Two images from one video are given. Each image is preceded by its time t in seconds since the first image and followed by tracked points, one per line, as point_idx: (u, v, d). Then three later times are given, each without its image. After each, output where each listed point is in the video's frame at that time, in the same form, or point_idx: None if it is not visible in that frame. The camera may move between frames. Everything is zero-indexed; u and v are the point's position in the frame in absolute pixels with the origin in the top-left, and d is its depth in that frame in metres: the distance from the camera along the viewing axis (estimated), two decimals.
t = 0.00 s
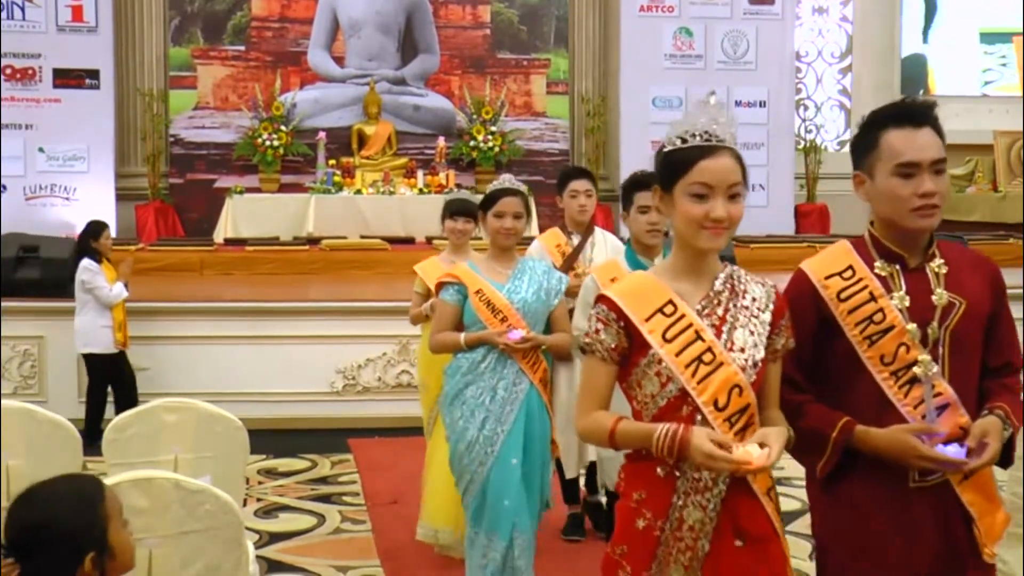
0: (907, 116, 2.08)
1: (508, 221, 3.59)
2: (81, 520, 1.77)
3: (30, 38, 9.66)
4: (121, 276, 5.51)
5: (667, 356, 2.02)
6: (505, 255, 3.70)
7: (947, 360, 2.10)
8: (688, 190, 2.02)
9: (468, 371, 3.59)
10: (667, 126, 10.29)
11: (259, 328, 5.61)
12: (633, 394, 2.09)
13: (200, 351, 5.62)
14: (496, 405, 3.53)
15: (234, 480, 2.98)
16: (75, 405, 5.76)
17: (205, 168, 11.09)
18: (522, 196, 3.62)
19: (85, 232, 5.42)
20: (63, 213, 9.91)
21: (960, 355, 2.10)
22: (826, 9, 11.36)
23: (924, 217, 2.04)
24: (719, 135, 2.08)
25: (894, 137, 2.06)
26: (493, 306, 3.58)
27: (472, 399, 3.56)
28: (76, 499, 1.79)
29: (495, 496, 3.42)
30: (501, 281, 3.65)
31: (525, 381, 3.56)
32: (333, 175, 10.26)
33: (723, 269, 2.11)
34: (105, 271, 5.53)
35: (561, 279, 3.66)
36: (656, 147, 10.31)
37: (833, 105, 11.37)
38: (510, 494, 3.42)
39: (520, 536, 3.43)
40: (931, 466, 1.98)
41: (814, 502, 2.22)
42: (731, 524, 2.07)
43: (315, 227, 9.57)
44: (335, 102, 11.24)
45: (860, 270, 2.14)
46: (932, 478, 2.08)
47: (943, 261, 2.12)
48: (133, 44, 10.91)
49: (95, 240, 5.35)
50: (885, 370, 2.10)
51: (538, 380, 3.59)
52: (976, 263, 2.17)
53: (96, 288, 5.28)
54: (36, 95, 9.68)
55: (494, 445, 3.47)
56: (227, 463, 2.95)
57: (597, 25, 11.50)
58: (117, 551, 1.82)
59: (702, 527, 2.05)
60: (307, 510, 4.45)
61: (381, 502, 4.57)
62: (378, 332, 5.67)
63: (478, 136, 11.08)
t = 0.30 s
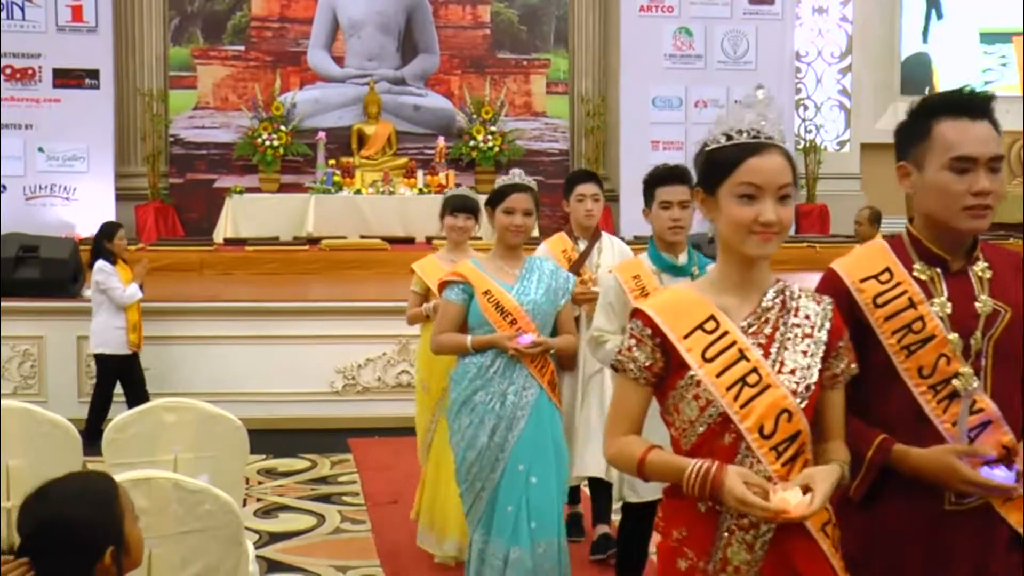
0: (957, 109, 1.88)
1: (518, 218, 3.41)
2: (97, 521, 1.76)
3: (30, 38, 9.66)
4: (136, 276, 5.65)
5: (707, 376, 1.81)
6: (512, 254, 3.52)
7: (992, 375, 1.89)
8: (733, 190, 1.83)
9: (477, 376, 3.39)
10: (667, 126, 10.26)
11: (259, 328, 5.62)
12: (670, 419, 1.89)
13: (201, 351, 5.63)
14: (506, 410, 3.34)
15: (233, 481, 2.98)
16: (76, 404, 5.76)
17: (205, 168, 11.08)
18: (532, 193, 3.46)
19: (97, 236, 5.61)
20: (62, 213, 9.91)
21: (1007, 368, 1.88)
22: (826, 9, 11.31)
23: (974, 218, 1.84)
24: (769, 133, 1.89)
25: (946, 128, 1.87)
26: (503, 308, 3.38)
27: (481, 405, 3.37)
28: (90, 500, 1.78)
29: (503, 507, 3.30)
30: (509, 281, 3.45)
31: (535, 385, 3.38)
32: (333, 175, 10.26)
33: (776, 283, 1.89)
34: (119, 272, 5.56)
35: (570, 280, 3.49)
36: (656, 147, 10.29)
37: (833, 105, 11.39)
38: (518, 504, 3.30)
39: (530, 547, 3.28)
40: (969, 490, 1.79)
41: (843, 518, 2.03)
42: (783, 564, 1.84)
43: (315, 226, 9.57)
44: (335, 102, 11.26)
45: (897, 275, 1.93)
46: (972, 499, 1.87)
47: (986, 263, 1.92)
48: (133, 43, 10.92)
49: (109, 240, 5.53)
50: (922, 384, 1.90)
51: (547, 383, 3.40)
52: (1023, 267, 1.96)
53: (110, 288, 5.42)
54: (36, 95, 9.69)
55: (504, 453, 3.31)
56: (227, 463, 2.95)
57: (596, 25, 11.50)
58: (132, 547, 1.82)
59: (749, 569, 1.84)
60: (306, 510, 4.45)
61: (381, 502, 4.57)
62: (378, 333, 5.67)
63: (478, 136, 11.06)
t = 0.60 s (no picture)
0: None
1: (531, 229, 3.35)
2: (105, 522, 1.75)
3: (29, 38, 9.65)
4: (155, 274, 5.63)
5: (753, 386, 1.68)
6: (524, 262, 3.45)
7: None
8: (780, 185, 1.68)
9: (490, 394, 3.34)
10: (667, 126, 10.28)
11: (260, 328, 5.62)
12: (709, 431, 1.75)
13: (202, 351, 5.64)
14: (522, 429, 3.30)
15: (233, 482, 2.98)
16: (76, 404, 5.76)
17: (205, 168, 11.07)
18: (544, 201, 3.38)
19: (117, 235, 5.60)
20: (62, 213, 9.90)
21: None
22: (825, 9, 10.89)
23: None
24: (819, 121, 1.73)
25: None
26: (515, 321, 3.33)
27: (496, 424, 3.32)
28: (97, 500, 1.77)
29: (524, 529, 3.27)
30: (521, 292, 3.39)
31: (552, 400, 3.33)
32: (333, 175, 10.28)
33: (824, 281, 1.75)
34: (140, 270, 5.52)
35: (584, 291, 3.42)
36: (656, 147, 10.30)
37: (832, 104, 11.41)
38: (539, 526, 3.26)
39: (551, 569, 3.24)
40: None
41: (913, 550, 1.84)
42: None
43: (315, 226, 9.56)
44: (335, 103, 11.27)
45: (977, 291, 1.75)
46: None
47: None
48: (134, 43, 10.92)
49: (129, 239, 5.52)
50: (1005, 414, 1.71)
51: (565, 399, 3.35)
52: None
53: (130, 288, 5.39)
54: (36, 95, 9.69)
55: (522, 473, 3.28)
56: (227, 463, 2.95)
57: (597, 25, 11.49)
58: (142, 545, 1.81)
59: None
60: (307, 510, 4.46)
61: (381, 502, 4.57)
62: (378, 333, 5.68)
63: (478, 136, 11.09)
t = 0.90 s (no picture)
0: None
1: (547, 224, 3.24)
2: (108, 523, 1.75)
3: (30, 38, 9.64)
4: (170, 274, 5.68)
5: (816, 425, 1.46)
6: (540, 261, 3.31)
7: None
8: (834, 194, 1.47)
9: (505, 398, 3.20)
10: (667, 126, 10.29)
11: (260, 328, 5.62)
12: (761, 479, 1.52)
13: (203, 351, 5.65)
14: (538, 433, 3.16)
15: (233, 482, 2.98)
16: (77, 404, 5.74)
17: (205, 168, 11.06)
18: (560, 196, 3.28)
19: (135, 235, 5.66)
20: (63, 212, 9.90)
21: None
22: (825, 9, 10.81)
23: None
24: (872, 124, 1.54)
25: None
26: (529, 320, 3.21)
27: (511, 428, 3.19)
28: (101, 501, 1.77)
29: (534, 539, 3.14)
30: (538, 291, 3.26)
31: (569, 403, 3.19)
32: (333, 175, 10.29)
33: (881, 307, 1.54)
34: (153, 270, 5.55)
35: (604, 287, 3.26)
36: (655, 147, 10.30)
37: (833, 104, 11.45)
38: (552, 536, 3.12)
39: None
40: None
41: None
42: None
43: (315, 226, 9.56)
44: (335, 103, 11.27)
45: None
46: None
47: None
48: (134, 42, 10.90)
49: (145, 239, 5.58)
50: None
51: (583, 402, 3.20)
52: None
53: (143, 286, 5.44)
54: (36, 95, 9.69)
55: (535, 480, 3.14)
56: (227, 463, 2.95)
57: (596, 24, 11.47)
58: (146, 546, 1.81)
59: None
60: (307, 510, 4.46)
61: (381, 502, 4.57)
62: (377, 333, 5.68)
63: (478, 136, 11.09)
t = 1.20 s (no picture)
0: None
1: (561, 225, 3.06)
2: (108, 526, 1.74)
3: (30, 37, 9.63)
4: (177, 276, 5.63)
5: (881, 435, 1.28)
6: (554, 263, 3.12)
7: None
8: (906, 180, 1.28)
9: (511, 405, 3.02)
10: (667, 125, 10.34)
11: (259, 328, 5.62)
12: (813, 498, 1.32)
13: (202, 351, 5.65)
14: (544, 444, 2.98)
15: (233, 481, 2.98)
16: (77, 404, 5.73)
17: (205, 168, 11.06)
18: (574, 195, 3.09)
19: (145, 236, 5.62)
20: (63, 213, 9.91)
21: None
22: (826, 9, 11.02)
23: None
24: (953, 101, 1.33)
25: None
26: (539, 327, 3.01)
27: (517, 438, 3.00)
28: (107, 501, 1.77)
29: (544, 556, 2.94)
30: (551, 296, 3.06)
31: (578, 414, 3.02)
32: (333, 175, 10.30)
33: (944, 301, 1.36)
34: (160, 271, 5.52)
35: (619, 292, 3.07)
36: (656, 147, 10.41)
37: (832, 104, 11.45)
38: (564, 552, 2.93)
39: None
40: None
41: None
42: None
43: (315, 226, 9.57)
44: (335, 102, 11.27)
45: None
46: None
47: None
48: (133, 41, 10.88)
49: (155, 241, 5.54)
50: None
51: (592, 413, 3.04)
52: None
53: (150, 288, 5.41)
54: (36, 95, 9.68)
55: (543, 494, 2.95)
56: (227, 462, 2.95)
57: (597, 27, 11.36)
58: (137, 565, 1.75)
59: None
60: (307, 510, 4.45)
61: (381, 502, 4.56)
62: (377, 333, 5.68)
63: (478, 136, 11.08)
